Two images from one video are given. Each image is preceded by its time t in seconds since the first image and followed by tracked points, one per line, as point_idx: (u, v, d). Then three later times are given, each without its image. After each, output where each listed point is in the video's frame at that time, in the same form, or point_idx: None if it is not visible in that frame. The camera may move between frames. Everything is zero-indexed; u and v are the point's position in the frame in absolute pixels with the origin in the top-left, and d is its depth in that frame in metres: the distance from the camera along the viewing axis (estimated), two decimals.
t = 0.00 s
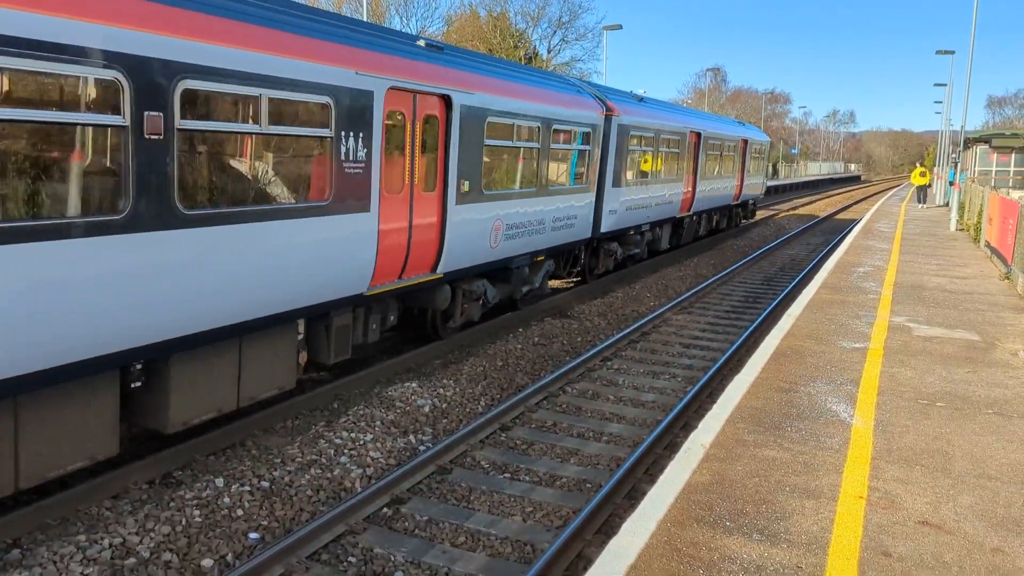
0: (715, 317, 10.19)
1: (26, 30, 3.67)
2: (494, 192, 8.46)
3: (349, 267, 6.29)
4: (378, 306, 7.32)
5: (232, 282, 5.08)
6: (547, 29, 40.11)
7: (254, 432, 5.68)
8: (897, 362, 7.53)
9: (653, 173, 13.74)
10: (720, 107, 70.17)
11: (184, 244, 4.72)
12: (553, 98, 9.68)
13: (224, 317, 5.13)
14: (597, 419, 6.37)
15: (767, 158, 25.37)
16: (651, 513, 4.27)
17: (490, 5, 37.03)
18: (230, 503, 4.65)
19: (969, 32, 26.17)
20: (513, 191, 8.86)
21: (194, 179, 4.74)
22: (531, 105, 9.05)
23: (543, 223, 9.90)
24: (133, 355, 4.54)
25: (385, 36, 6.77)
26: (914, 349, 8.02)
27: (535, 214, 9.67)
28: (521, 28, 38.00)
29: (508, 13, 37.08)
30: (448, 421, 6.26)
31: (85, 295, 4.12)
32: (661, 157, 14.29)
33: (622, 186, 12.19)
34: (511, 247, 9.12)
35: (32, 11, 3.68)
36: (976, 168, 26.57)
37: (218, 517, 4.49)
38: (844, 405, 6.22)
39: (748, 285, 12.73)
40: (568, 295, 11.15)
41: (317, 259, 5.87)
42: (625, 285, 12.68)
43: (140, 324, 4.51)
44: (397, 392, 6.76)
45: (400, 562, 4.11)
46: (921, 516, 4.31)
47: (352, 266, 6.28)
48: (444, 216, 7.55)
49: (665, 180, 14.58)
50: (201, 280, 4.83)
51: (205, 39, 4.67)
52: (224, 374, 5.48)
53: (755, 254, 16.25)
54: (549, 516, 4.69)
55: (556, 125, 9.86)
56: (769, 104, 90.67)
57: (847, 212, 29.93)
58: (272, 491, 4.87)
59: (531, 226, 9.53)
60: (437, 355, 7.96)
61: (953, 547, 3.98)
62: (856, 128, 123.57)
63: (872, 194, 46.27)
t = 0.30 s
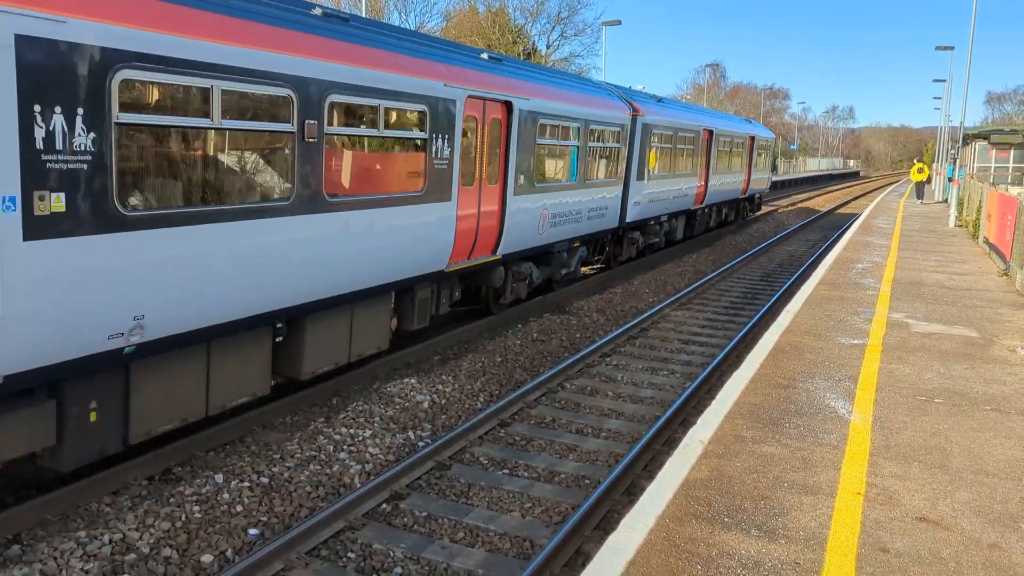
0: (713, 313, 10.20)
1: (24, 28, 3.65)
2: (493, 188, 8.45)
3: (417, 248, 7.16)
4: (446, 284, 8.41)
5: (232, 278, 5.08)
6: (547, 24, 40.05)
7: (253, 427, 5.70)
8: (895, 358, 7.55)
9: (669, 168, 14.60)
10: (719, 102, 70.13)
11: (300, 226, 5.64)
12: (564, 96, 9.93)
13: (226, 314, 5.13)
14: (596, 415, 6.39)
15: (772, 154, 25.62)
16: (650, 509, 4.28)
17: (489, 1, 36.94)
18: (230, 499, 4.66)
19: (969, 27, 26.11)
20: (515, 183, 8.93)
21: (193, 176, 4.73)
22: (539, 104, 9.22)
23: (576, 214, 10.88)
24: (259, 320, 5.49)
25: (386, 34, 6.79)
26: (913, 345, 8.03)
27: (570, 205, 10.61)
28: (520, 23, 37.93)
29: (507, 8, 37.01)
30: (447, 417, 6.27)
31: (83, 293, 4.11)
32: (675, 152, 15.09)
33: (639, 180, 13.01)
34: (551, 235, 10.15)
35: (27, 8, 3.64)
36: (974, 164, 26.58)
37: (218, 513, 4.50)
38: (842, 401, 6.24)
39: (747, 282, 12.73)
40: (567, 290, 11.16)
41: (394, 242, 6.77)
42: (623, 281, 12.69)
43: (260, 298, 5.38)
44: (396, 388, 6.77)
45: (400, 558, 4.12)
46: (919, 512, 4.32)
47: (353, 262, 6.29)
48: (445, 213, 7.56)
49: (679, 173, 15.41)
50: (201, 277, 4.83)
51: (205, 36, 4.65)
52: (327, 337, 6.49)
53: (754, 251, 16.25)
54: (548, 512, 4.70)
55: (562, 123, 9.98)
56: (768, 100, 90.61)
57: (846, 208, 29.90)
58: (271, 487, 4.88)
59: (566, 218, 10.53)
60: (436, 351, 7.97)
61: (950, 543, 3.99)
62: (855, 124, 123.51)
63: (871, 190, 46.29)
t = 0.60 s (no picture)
0: (713, 315, 10.22)
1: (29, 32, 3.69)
2: (495, 188, 8.52)
3: (475, 238, 8.24)
4: (497, 271, 9.55)
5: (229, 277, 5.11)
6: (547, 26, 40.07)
7: (253, 428, 5.71)
8: (893, 360, 7.57)
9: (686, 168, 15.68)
10: (719, 104, 70.18)
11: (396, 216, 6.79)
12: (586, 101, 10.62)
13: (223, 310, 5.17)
14: (595, 416, 6.40)
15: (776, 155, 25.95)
16: (648, 510, 4.30)
17: (489, 1, 36.93)
18: (230, 499, 4.67)
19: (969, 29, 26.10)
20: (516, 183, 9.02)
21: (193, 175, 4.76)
22: (564, 108, 9.92)
23: (605, 210, 11.95)
24: (361, 294, 6.64)
25: (385, 36, 6.81)
26: (911, 347, 8.06)
27: (599, 202, 11.64)
28: (520, 24, 37.94)
29: (507, 9, 37.04)
30: (446, 418, 6.29)
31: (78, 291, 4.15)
32: (692, 154, 16.20)
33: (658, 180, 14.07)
34: (584, 229, 11.28)
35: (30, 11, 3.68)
36: (974, 167, 26.60)
37: (218, 513, 4.52)
38: (841, 403, 6.25)
39: (747, 283, 12.76)
40: (566, 292, 11.17)
41: (461, 232, 7.89)
42: (623, 282, 12.70)
43: (361, 275, 6.49)
44: (396, 389, 6.78)
45: (399, 559, 4.14)
46: (917, 514, 4.34)
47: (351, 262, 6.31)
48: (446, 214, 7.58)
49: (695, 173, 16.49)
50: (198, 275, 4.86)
51: (204, 37, 4.68)
52: (402, 311, 7.56)
53: (753, 252, 16.27)
54: (547, 513, 4.72)
55: (580, 125, 10.54)
56: (768, 101, 90.71)
57: (845, 209, 29.94)
58: (271, 487, 4.89)
59: (596, 214, 11.63)
60: (436, 352, 7.99)
61: (946, 545, 4.01)
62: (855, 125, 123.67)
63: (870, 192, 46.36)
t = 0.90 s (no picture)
0: (713, 316, 10.23)
1: (32, 33, 3.73)
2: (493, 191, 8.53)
3: (524, 232, 9.43)
4: (541, 261, 10.76)
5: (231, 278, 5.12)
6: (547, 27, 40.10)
7: (253, 429, 5.71)
8: (892, 361, 7.58)
9: (700, 170, 16.86)
10: (719, 105, 70.24)
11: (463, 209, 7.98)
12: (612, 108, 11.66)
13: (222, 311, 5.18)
14: (595, 418, 6.40)
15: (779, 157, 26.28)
16: (647, 510, 4.31)
17: (490, 3, 36.96)
18: (229, 499, 4.68)
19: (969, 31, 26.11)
20: (517, 186, 9.04)
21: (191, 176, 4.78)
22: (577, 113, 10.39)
23: (631, 208, 13.16)
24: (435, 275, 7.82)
25: (382, 37, 6.81)
26: (911, 349, 8.07)
27: (627, 201, 12.87)
28: (521, 25, 37.98)
29: (508, 10, 37.10)
30: (446, 419, 6.30)
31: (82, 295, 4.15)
32: (704, 156, 17.40)
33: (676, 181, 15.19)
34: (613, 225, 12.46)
35: (31, 13, 3.71)
36: (974, 169, 26.63)
37: (217, 514, 4.52)
38: (840, 404, 6.26)
39: (746, 285, 12.77)
40: (566, 293, 11.18)
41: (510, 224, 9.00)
42: (623, 284, 12.70)
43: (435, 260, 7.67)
44: (396, 390, 6.79)
45: (398, 559, 4.15)
46: (915, 515, 4.34)
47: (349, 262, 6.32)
48: (443, 214, 7.60)
49: (706, 174, 17.66)
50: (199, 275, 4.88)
51: (201, 39, 4.69)
52: (466, 293, 8.83)
53: (753, 254, 16.29)
54: (546, 514, 4.73)
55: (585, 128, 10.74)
56: (768, 103, 90.81)
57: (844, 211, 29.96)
58: (271, 488, 4.90)
59: (623, 211, 12.81)
60: (435, 354, 7.99)
61: (944, 546, 4.02)
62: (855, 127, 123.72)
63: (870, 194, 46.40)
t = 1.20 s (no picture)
0: (713, 318, 10.24)
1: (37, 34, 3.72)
2: (495, 193, 8.51)
3: (564, 225, 10.48)
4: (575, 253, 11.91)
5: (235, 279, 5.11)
6: (548, 30, 40.15)
7: (253, 430, 5.72)
8: (892, 363, 7.58)
9: (714, 171, 17.87)
10: (719, 108, 70.30)
11: (516, 207, 9.02)
12: (635, 115, 12.55)
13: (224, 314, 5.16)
14: (595, 419, 6.40)
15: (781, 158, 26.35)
16: (647, 511, 4.31)
17: (490, 5, 37.02)
18: (229, 500, 4.68)
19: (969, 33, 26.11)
20: (518, 189, 9.00)
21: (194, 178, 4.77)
22: (582, 116, 10.46)
23: (653, 207, 14.23)
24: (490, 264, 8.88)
25: (389, 40, 6.80)
26: (910, 351, 8.07)
27: (649, 200, 13.93)
28: (521, 27, 38.03)
29: (508, 13, 37.18)
30: (445, 420, 6.30)
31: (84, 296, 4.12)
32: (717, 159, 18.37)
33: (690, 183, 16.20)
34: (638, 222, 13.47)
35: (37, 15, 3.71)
36: (974, 171, 26.63)
37: (216, 514, 4.52)
38: (839, 406, 6.27)
39: (746, 287, 12.78)
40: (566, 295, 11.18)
41: (552, 220, 10.02)
42: (622, 286, 12.71)
43: (493, 248, 8.73)
44: (395, 390, 6.79)
45: (398, 560, 4.15)
46: (914, 517, 4.35)
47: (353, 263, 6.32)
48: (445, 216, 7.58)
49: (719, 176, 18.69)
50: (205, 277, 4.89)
51: (202, 39, 4.66)
52: (514, 280, 9.92)
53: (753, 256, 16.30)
54: (545, 515, 4.73)
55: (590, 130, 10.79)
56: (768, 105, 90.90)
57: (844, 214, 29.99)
58: (270, 488, 4.90)
59: (647, 209, 13.88)
60: (435, 355, 7.99)
61: (943, 548, 4.02)
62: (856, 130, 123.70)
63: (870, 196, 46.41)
